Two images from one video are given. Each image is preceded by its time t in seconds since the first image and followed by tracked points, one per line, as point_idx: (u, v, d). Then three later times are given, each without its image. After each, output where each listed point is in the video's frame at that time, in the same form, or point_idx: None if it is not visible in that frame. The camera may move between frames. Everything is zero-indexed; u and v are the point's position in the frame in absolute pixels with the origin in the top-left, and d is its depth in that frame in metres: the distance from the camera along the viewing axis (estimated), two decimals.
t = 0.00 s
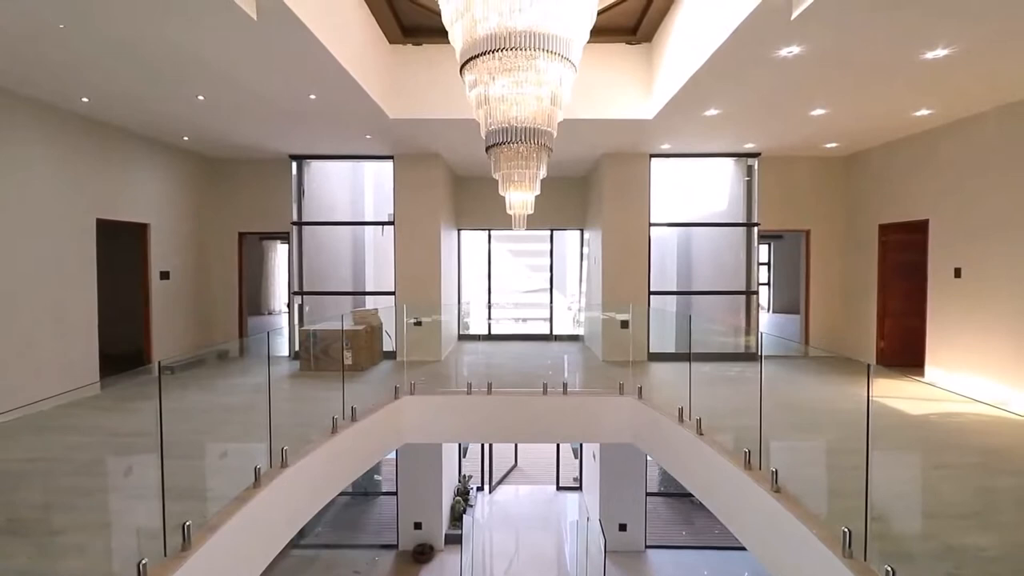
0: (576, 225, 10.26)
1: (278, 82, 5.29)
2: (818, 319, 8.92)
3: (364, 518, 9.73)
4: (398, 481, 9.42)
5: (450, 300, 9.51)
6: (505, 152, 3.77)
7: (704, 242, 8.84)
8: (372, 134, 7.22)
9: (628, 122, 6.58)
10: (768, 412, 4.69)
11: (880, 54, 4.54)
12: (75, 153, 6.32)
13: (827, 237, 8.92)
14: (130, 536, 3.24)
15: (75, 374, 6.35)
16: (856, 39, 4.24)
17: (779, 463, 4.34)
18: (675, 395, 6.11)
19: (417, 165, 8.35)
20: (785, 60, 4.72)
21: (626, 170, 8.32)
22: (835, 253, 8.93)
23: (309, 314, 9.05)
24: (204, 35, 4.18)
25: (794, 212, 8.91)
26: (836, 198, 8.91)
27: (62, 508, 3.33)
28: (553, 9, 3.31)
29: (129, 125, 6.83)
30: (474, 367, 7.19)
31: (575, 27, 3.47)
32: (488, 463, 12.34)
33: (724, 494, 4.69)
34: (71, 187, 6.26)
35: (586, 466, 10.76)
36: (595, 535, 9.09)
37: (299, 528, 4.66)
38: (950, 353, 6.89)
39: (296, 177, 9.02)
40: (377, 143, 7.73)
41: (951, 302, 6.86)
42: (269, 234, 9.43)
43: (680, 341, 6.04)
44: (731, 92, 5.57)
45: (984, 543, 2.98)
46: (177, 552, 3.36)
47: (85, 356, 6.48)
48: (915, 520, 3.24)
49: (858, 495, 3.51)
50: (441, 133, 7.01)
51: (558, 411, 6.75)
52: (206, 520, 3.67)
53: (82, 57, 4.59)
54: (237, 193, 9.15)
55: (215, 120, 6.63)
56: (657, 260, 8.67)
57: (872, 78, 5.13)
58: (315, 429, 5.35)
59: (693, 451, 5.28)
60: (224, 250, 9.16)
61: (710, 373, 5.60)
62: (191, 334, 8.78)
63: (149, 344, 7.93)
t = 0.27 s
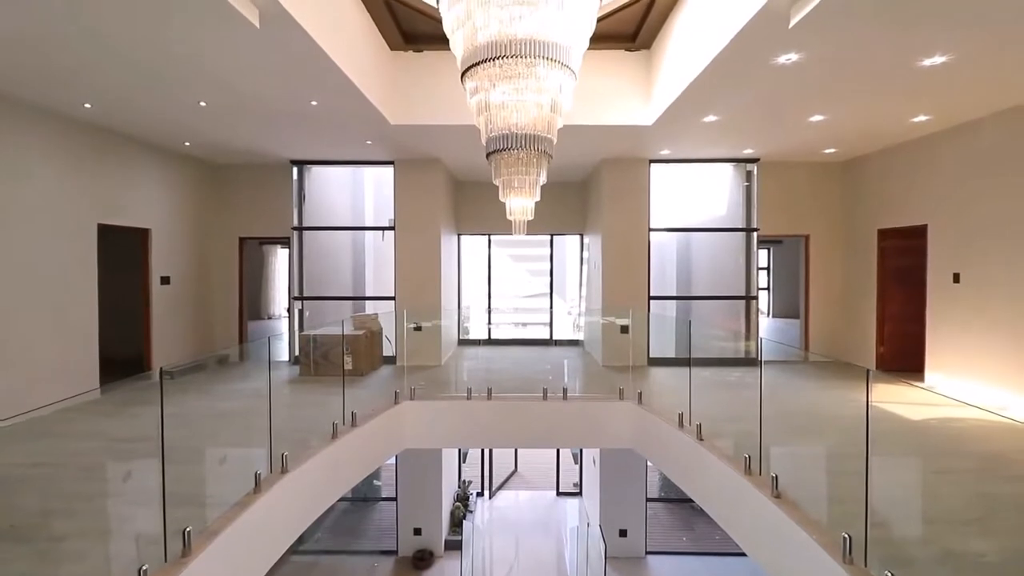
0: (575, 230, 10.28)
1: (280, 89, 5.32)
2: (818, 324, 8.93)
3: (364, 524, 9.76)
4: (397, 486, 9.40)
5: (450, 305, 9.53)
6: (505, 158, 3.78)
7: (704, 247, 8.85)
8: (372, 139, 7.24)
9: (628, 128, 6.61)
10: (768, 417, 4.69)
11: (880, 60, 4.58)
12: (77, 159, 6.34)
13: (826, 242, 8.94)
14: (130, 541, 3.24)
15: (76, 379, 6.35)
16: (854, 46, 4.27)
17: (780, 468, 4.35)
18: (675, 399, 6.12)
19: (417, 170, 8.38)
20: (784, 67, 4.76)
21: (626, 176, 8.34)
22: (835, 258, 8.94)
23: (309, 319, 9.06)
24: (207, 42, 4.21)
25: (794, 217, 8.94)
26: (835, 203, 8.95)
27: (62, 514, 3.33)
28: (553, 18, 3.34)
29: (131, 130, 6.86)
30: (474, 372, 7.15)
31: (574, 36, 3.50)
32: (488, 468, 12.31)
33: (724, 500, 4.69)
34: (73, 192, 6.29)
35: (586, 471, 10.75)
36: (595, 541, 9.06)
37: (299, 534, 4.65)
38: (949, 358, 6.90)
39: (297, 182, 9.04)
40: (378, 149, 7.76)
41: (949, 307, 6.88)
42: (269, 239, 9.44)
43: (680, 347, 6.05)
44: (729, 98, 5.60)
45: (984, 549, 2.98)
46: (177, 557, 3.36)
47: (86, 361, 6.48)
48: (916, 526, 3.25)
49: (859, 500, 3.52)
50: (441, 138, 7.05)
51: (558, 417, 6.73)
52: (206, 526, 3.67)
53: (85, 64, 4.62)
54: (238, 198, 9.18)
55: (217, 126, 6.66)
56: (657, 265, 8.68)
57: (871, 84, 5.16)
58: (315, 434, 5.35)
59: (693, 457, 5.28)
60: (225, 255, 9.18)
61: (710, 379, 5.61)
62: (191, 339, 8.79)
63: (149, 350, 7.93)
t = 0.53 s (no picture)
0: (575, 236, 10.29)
1: (281, 97, 5.36)
2: (817, 331, 8.94)
3: (363, 532, 9.66)
4: (396, 494, 9.37)
5: (450, 312, 9.56)
6: (505, 166, 3.81)
7: (703, 254, 8.87)
8: (373, 147, 7.27)
9: (627, 136, 6.64)
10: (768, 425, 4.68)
11: (876, 70, 4.62)
12: (78, 167, 6.36)
13: (825, 249, 8.97)
14: (127, 551, 3.24)
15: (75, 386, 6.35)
16: (851, 55, 4.31)
17: (780, 476, 4.35)
18: (675, 406, 6.12)
19: (417, 178, 8.40)
20: (781, 76, 4.80)
21: (625, 183, 8.37)
22: (834, 266, 8.96)
23: (309, 325, 9.06)
24: (209, 52, 4.24)
25: (792, 224, 8.97)
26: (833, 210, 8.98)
27: (60, 523, 3.32)
28: (553, 28, 3.37)
29: (132, 138, 6.89)
30: (473, 378, 7.15)
31: (574, 45, 3.53)
32: (488, 476, 12.26)
33: (725, 508, 4.68)
34: (74, 199, 6.31)
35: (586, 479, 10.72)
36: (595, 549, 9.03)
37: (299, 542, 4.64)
38: (948, 364, 6.91)
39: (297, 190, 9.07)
40: (378, 156, 7.79)
41: (948, 314, 6.89)
42: (269, 246, 9.46)
43: (680, 353, 6.05)
44: (728, 106, 5.63)
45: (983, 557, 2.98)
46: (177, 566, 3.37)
47: (86, 368, 6.48)
48: (915, 534, 3.24)
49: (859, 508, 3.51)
50: (441, 146, 7.08)
51: (558, 424, 6.73)
52: (204, 535, 3.66)
53: (88, 72, 4.65)
54: (238, 205, 9.20)
55: (218, 134, 6.69)
56: (657, 272, 8.71)
57: (868, 93, 5.20)
58: (315, 442, 5.34)
59: (693, 464, 5.28)
60: (225, 261, 9.19)
61: (709, 386, 5.63)
62: (191, 346, 8.79)
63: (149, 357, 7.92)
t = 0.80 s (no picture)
0: (575, 244, 10.29)
1: (283, 106, 5.39)
2: (817, 339, 8.93)
3: (362, 542, 9.65)
4: (396, 503, 9.33)
5: (450, 320, 9.53)
6: (505, 174, 3.86)
7: (703, 262, 8.88)
8: (373, 155, 7.30)
9: (627, 144, 6.67)
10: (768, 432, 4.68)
11: (873, 78, 4.65)
12: (80, 174, 6.39)
13: (824, 257, 8.98)
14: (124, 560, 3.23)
15: (76, 395, 6.33)
16: (847, 65, 4.35)
17: (781, 484, 4.34)
18: (675, 414, 6.10)
19: (417, 185, 8.43)
20: (779, 85, 4.84)
21: (625, 191, 8.39)
22: (833, 273, 8.96)
23: (309, 333, 9.05)
24: (211, 61, 4.27)
25: (792, 232, 8.98)
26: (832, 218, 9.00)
27: (58, 532, 3.31)
28: (553, 38, 3.39)
29: (134, 146, 6.92)
30: (473, 386, 7.12)
31: (573, 54, 3.55)
32: (487, 484, 12.20)
33: (726, 516, 4.65)
34: (75, 207, 6.33)
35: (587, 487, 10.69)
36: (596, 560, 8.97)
37: (299, 550, 4.63)
38: (949, 372, 6.90)
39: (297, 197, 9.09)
40: (378, 164, 7.82)
41: (948, 321, 6.89)
42: (269, 253, 9.46)
43: (679, 361, 6.04)
44: (726, 115, 5.66)
45: (986, 567, 2.97)
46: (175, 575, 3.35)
47: (86, 376, 6.47)
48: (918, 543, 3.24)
49: (861, 516, 3.50)
50: (441, 154, 7.11)
51: (558, 432, 6.69)
52: (203, 544, 3.65)
53: (91, 81, 4.69)
54: (238, 212, 9.22)
55: (219, 142, 6.72)
56: (656, 279, 8.70)
57: (865, 101, 5.23)
58: (314, 450, 5.32)
59: (692, 472, 5.28)
60: (225, 269, 9.19)
61: (709, 394, 5.63)
62: (191, 353, 8.77)
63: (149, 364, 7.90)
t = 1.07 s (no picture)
0: (575, 254, 10.30)
1: (285, 117, 5.43)
2: (818, 348, 8.90)
3: (360, 554, 9.37)
4: (395, 514, 9.27)
5: (450, 329, 9.47)
6: (505, 186, 3.93)
7: (703, 271, 8.89)
8: (374, 165, 7.33)
9: (627, 154, 6.71)
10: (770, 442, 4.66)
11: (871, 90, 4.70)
12: (82, 185, 6.41)
13: (824, 266, 8.99)
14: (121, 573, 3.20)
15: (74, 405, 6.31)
16: (845, 76, 4.38)
17: (784, 496, 4.31)
18: (676, 425, 6.08)
19: (418, 196, 8.45)
20: (777, 96, 4.88)
21: (624, 201, 8.41)
22: (833, 283, 8.97)
23: (309, 343, 9.04)
24: (214, 72, 4.30)
25: (792, 241, 9.00)
26: (832, 228, 9.02)
27: (54, 544, 3.28)
28: (553, 50, 3.41)
29: (136, 156, 6.95)
30: (473, 397, 7.05)
31: (573, 66, 3.57)
32: (487, 496, 12.13)
33: (728, 528, 4.62)
34: (77, 217, 6.35)
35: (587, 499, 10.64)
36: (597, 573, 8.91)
37: (298, 562, 4.61)
38: (950, 382, 6.88)
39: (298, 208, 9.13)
40: (379, 174, 7.85)
41: (949, 330, 6.88)
42: (269, 263, 9.47)
43: (680, 371, 6.02)
44: (725, 125, 5.70)
45: None
46: None
47: (86, 386, 6.45)
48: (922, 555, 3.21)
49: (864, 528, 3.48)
50: (442, 164, 7.13)
51: (558, 443, 6.65)
52: (201, 556, 3.62)
53: (94, 93, 4.72)
54: (239, 222, 9.24)
55: (221, 153, 6.75)
56: (656, 288, 8.71)
57: (863, 112, 5.26)
58: (313, 461, 5.29)
59: (693, 483, 5.26)
60: (226, 278, 9.20)
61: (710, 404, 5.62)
62: (191, 363, 8.75)
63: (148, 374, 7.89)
